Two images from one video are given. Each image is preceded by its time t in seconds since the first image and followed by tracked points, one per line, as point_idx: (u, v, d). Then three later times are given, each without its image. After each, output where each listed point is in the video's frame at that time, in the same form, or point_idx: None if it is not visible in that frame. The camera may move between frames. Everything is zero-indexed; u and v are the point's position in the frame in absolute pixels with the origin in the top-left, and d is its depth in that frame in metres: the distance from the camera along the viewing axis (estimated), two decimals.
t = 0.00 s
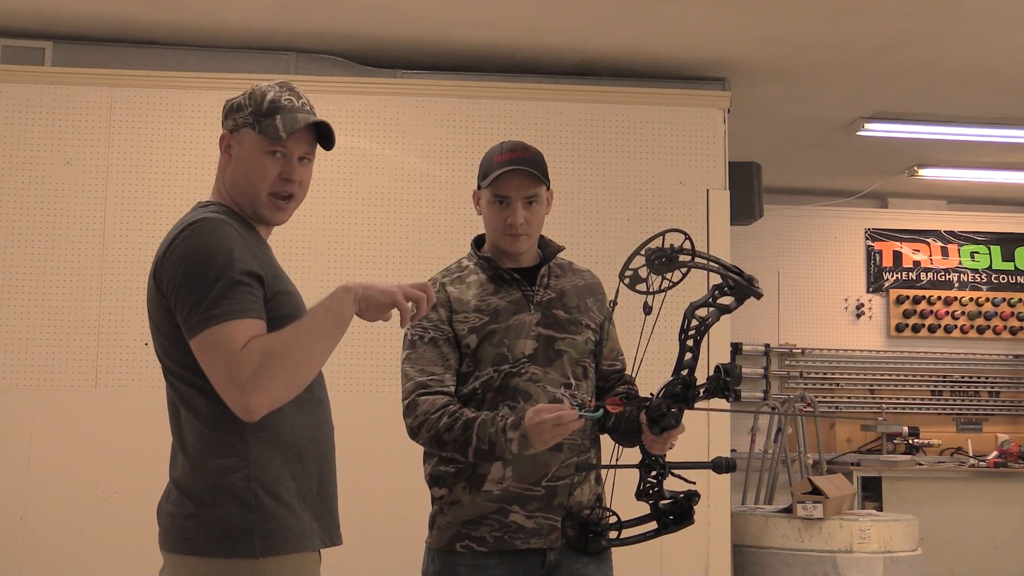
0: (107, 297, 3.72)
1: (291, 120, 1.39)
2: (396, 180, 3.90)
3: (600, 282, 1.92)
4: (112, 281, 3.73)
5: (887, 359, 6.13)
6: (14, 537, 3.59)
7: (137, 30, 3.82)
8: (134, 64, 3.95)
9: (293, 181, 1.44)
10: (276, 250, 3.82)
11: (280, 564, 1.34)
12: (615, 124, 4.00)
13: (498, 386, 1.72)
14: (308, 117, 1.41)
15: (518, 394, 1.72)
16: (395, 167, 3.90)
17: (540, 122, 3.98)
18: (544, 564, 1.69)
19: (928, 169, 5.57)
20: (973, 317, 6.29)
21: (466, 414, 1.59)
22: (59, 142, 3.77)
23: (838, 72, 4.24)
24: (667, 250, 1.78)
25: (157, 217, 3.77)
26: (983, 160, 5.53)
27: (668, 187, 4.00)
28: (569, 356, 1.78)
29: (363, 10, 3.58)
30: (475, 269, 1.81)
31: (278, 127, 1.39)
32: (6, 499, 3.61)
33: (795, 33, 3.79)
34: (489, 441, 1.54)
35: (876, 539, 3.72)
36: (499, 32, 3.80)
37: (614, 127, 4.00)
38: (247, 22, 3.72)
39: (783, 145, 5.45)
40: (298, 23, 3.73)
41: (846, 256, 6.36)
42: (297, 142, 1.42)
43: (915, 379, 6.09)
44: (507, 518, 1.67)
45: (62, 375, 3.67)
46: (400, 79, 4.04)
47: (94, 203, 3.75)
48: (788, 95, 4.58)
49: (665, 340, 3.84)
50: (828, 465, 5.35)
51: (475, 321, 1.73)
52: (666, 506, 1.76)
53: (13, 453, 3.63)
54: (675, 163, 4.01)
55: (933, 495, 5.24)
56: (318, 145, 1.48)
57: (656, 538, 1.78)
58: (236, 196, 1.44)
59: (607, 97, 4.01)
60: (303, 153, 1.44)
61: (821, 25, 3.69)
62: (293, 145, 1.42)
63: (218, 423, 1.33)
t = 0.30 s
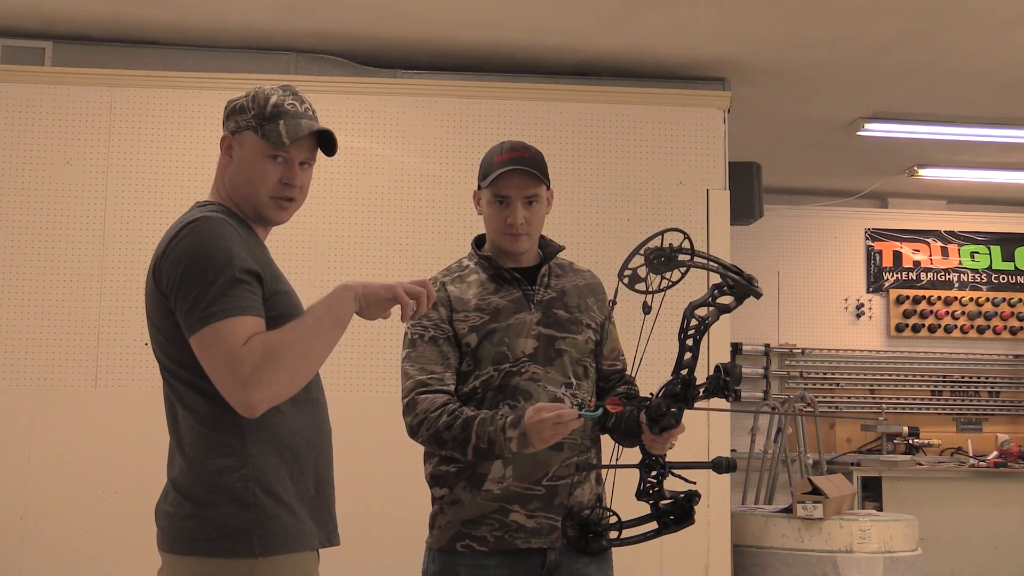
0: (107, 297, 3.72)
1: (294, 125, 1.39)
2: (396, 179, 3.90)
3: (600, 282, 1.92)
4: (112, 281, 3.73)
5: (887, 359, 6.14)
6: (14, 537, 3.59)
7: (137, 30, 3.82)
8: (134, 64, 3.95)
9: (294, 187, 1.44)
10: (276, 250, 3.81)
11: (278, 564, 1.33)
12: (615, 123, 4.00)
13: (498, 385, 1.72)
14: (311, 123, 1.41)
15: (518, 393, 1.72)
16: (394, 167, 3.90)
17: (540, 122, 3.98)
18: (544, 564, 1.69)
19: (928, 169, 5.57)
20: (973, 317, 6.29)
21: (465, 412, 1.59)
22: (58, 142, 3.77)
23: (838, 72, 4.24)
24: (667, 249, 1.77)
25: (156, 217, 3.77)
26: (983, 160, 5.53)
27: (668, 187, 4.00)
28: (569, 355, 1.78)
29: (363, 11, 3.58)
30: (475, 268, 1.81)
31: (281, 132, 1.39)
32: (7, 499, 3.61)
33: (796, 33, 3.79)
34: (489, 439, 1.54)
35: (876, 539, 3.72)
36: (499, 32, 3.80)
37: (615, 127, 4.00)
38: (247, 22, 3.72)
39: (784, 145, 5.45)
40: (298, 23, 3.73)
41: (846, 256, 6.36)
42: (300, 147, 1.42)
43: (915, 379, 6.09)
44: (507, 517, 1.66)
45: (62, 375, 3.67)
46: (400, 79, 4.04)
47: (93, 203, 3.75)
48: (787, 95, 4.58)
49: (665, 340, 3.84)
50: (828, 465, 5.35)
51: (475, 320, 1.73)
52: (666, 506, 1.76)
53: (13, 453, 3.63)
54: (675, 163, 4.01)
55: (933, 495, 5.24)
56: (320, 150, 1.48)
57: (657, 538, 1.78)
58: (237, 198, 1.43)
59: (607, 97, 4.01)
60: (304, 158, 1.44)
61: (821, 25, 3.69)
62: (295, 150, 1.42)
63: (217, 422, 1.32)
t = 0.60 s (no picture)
0: (107, 297, 3.72)
1: (317, 133, 1.38)
2: (396, 179, 3.90)
3: (600, 282, 1.92)
4: (112, 281, 3.73)
5: (887, 359, 6.14)
6: (14, 537, 3.60)
7: (137, 30, 3.82)
8: (135, 64, 3.95)
9: (307, 191, 1.44)
10: (276, 250, 3.81)
11: (279, 565, 1.34)
12: (615, 123, 4.00)
13: (498, 385, 1.72)
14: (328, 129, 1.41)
15: (518, 393, 1.72)
16: (394, 167, 3.90)
17: (540, 122, 3.98)
18: (545, 564, 1.69)
19: (928, 169, 5.56)
20: (973, 317, 6.29)
21: (465, 412, 1.59)
22: (58, 142, 3.77)
23: (838, 72, 4.24)
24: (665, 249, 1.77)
25: (156, 217, 3.77)
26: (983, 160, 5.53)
27: (669, 187, 4.00)
28: (569, 355, 1.78)
29: (363, 11, 3.58)
30: (476, 268, 1.81)
31: (304, 140, 1.38)
32: (7, 499, 3.61)
33: (796, 33, 3.79)
34: (489, 438, 1.55)
35: (876, 539, 3.72)
36: (499, 32, 3.80)
37: (615, 127, 4.00)
38: (247, 22, 3.72)
39: (784, 145, 5.44)
40: (298, 23, 3.73)
41: (846, 256, 6.36)
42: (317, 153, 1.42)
43: (915, 379, 6.09)
44: (508, 517, 1.67)
45: (62, 375, 3.67)
46: (400, 79, 4.04)
47: (94, 203, 3.75)
48: (787, 95, 4.58)
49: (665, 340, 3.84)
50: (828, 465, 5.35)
51: (475, 319, 1.73)
52: (666, 506, 1.76)
53: (15, 453, 3.63)
54: (676, 163, 4.01)
55: (933, 495, 5.24)
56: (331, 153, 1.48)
57: (656, 538, 1.78)
58: (249, 201, 1.42)
59: (608, 97, 4.01)
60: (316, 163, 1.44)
61: (821, 24, 3.69)
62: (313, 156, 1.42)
63: (215, 420, 1.33)
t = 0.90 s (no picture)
0: (107, 297, 3.72)
1: (336, 139, 1.40)
2: (396, 179, 3.90)
3: (600, 282, 1.92)
4: (112, 281, 3.73)
5: (887, 359, 6.14)
6: (14, 537, 3.60)
7: (137, 30, 3.82)
8: (135, 64, 3.95)
9: (316, 193, 1.46)
10: (276, 250, 3.81)
11: (280, 565, 1.34)
12: (615, 123, 4.00)
13: (498, 384, 1.72)
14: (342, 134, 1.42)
15: (518, 393, 1.72)
16: (395, 167, 3.91)
17: (540, 122, 3.98)
18: (544, 564, 1.69)
19: (928, 169, 5.55)
20: (973, 317, 6.29)
21: (464, 411, 1.59)
22: (58, 142, 3.77)
23: (838, 72, 4.24)
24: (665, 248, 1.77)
25: (156, 217, 3.77)
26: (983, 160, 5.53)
27: (669, 187, 4.00)
28: (569, 355, 1.78)
29: (363, 11, 3.58)
30: (476, 268, 1.81)
31: (324, 146, 1.39)
32: (7, 499, 3.61)
33: (796, 33, 3.79)
34: (488, 438, 1.55)
35: (876, 539, 3.73)
36: (499, 32, 3.80)
37: (615, 127, 4.00)
38: (247, 22, 3.72)
39: (784, 145, 5.44)
40: (298, 23, 3.73)
41: (846, 256, 6.36)
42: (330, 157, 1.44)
43: (915, 379, 6.09)
44: (507, 517, 1.67)
45: (62, 375, 3.67)
46: (400, 79, 4.04)
47: (93, 203, 3.75)
48: (787, 95, 4.58)
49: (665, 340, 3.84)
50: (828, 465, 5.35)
51: (475, 320, 1.73)
52: (666, 505, 1.76)
53: (15, 453, 3.63)
54: (676, 163, 4.01)
55: (934, 495, 5.24)
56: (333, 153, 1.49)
57: (656, 538, 1.77)
58: (260, 204, 1.42)
59: (607, 97, 4.01)
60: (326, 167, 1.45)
61: (821, 24, 3.69)
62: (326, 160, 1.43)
63: (215, 420, 1.33)
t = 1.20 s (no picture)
0: (107, 297, 3.72)
1: (312, 118, 1.41)
2: (396, 179, 3.90)
3: (600, 282, 1.92)
4: (112, 281, 3.73)
5: (887, 359, 6.14)
6: (14, 536, 3.60)
7: (137, 29, 3.82)
8: (135, 64, 3.95)
9: (307, 180, 1.45)
10: (276, 250, 3.81)
11: (281, 565, 1.34)
12: (615, 123, 4.01)
13: (497, 384, 1.73)
14: (326, 118, 1.43)
15: (517, 393, 1.72)
16: (395, 168, 3.91)
17: (539, 122, 3.98)
18: (544, 564, 1.69)
19: (928, 169, 5.55)
20: (973, 317, 6.29)
21: (463, 410, 1.59)
22: (58, 142, 3.77)
23: (838, 72, 4.24)
24: (662, 247, 1.77)
25: (156, 217, 3.77)
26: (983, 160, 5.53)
27: (669, 187, 4.00)
28: (568, 355, 1.78)
29: (364, 11, 3.59)
30: (475, 268, 1.81)
31: (299, 125, 1.40)
32: (7, 499, 3.61)
33: (796, 33, 3.79)
34: (486, 437, 1.55)
35: (875, 539, 3.73)
36: (499, 32, 3.80)
37: (616, 127, 4.00)
38: (247, 22, 3.72)
39: (784, 145, 5.44)
40: (298, 23, 3.73)
41: (846, 256, 6.36)
42: (314, 141, 1.44)
43: (915, 379, 6.09)
44: (507, 517, 1.67)
45: (62, 374, 3.67)
46: (400, 79, 4.04)
47: (94, 203, 3.75)
48: (788, 95, 4.58)
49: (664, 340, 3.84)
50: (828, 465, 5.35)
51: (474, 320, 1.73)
52: (665, 505, 1.76)
53: (15, 453, 3.63)
54: (675, 163, 4.01)
55: (934, 495, 5.24)
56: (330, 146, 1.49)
57: (656, 538, 1.77)
58: (249, 192, 1.44)
59: (607, 97, 4.01)
60: (316, 153, 1.45)
61: (821, 24, 3.69)
62: (310, 145, 1.43)
63: (216, 419, 1.33)
